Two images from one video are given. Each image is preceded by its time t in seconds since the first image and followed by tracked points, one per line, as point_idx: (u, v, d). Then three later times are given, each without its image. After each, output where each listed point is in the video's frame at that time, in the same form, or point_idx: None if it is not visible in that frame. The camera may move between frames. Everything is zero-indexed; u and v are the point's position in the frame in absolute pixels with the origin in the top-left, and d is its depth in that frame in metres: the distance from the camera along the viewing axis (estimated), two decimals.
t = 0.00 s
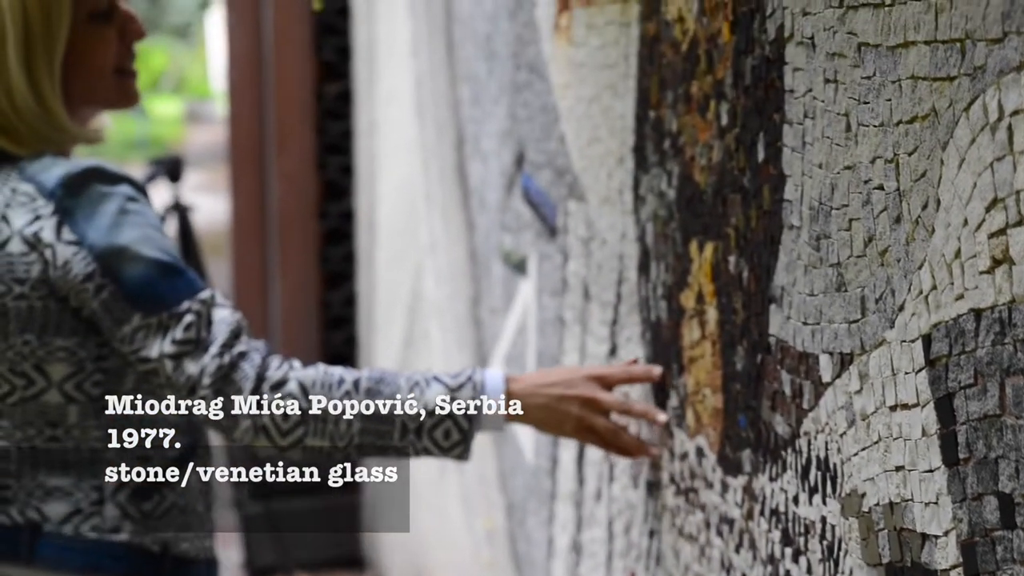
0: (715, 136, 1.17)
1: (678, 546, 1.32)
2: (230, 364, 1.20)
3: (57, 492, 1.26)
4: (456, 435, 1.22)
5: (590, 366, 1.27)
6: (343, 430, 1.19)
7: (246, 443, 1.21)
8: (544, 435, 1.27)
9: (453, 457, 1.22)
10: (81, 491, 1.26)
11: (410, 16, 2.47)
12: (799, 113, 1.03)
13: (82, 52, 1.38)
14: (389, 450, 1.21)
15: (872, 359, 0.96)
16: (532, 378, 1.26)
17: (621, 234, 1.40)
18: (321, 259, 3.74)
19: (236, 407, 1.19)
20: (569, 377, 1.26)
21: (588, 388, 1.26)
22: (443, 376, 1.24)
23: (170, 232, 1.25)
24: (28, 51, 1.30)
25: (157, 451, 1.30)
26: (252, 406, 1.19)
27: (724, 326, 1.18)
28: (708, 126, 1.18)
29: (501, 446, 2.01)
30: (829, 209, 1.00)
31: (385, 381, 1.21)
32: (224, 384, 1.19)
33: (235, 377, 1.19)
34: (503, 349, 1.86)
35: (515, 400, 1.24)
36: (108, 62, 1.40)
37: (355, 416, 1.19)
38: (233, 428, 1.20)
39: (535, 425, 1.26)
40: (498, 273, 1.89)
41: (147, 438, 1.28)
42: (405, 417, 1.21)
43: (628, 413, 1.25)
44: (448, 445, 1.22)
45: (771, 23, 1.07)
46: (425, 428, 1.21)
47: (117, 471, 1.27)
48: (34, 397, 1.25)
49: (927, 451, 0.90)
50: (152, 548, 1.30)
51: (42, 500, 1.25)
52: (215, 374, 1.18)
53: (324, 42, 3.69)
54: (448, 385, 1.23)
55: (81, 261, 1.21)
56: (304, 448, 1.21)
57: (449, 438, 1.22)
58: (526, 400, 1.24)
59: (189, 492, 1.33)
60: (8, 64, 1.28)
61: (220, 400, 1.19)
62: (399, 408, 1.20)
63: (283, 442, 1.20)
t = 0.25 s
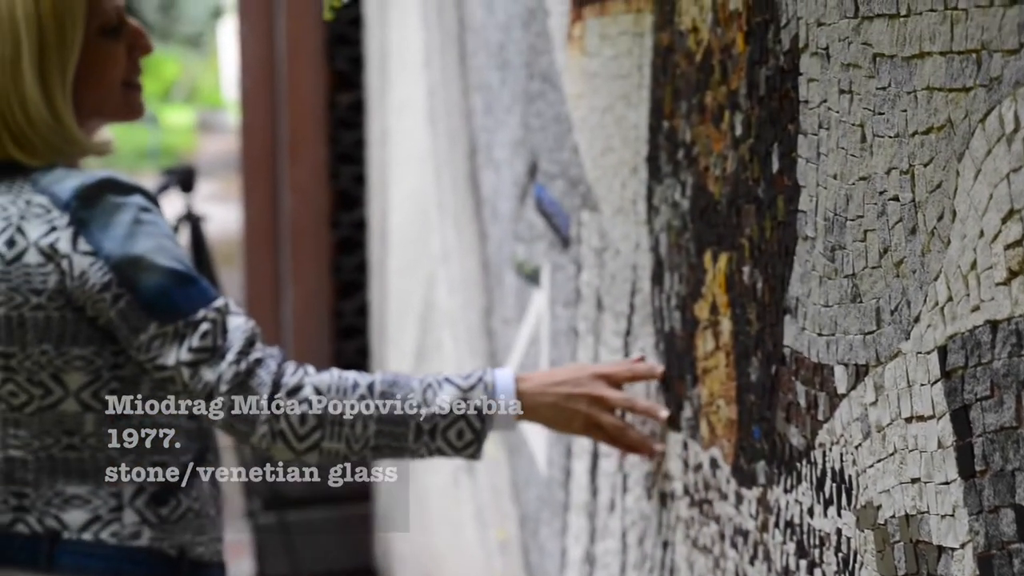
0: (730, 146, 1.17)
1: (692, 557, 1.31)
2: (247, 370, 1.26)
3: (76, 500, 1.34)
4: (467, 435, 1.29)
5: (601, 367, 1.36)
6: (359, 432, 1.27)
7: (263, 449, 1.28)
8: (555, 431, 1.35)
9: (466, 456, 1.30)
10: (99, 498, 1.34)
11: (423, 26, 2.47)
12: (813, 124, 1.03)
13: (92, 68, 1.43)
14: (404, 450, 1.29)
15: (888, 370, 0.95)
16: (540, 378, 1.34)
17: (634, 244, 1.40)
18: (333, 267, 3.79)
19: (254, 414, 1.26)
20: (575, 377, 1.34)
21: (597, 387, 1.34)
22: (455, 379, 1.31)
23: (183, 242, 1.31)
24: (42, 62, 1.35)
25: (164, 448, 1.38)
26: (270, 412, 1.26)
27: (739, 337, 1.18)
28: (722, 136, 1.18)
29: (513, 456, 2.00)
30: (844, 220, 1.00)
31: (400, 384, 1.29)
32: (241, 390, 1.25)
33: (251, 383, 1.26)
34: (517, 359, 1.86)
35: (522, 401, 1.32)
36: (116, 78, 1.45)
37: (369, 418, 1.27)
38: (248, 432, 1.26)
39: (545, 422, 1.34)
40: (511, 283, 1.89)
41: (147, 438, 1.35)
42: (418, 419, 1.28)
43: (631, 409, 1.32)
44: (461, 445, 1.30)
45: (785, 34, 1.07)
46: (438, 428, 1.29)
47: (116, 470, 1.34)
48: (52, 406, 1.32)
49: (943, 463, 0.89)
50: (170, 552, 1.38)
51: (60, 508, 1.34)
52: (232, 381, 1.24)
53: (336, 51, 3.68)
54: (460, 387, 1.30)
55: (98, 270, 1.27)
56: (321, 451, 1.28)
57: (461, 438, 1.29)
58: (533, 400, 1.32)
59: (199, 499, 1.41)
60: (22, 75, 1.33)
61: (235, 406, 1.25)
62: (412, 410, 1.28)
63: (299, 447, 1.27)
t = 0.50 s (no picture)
0: (742, 162, 1.17)
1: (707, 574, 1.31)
2: (260, 384, 1.28)
3: (91, 514, 1.38)
4: (478, 443, 1.31)
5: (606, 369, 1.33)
6: (372, 442, 1.29)
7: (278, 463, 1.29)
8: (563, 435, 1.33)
9: (476, 463, 1.32)
10: (114, 511, 1.39)
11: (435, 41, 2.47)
12: (826, 140, 1.03)
13: (104, 93, 1.45)
14: (416, 459, 1.31)
15: (902, 386, 0.95)
16: (547, 383, 1.33)
17: (647, 260, 1.40)
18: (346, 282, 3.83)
19: (269, 427, 1.28)
20: (582, 381, 1.32)
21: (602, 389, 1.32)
22: (463, 387, 1.33)
23: (195, 258, 1.34)
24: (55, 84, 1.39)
25: (178, 460, 1.41)
26: (284, 424, 1.28)
27: (752, 354, 1.18)
28: (735, 152, 1.18)
29: (528, 470, 2.00)
30: (857, 235, 1.00)
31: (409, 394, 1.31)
32: (255, 404, 1.28)
33: (265, 396, 1.28)
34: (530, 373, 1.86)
35: (530, 409, 1.32)
36: (126, 102, 1.48)
37: (382, 429, 1.29)
38: (264, 446, 1.29)
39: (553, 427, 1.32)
40: (524, 297, 1.89)
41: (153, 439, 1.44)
42: (430, 427, 1.30)
43: (636, 412, 1.30)
44: (471, 452, 1.32)
45: (797, 49, 1.07)
46: (449, 437, 1.31)
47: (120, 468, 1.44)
48: (67, 421, 1.36)
49: (958, 480, 0.89)
50: (184, 564, 1.42)
51: (76, 522, 1.38)
52: (247, 395, 1.27)
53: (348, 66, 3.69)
54: (469, 395, 1.32)
55: (112, 286, 1.31)
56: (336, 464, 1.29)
57: (471, 446, 1.31)
58: (540, 406, 1.32)
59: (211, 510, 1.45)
60: (34, 97, 1.37)
61: (251, 418, 1.28)
62: (424, 419, 1.30)
63: (314, 459, 1.29)
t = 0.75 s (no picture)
0: (755, 181, 1.17)
1: None
2: (271, 402, 1.30)
3: (102, 530, 1.39)
4: (484, 453, 1.32)
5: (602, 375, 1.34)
6: (380, 456, 1.30)
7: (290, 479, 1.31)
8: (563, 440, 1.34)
9: (484, 473, 1.33)
10: (125, 527, 1.39)
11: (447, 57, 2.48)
12: (839, 159, 1.04)
13: (114, 112, 1.46)
14: (425, 471, 1.32)
15: (916, 405, 0.95)
16: (550, 394, 1.33)
17: (660, 278, 1.40)
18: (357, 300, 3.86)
19: (279, 443, 1.29)
20: (584, 388, 1.33)
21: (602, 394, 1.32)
22: (469, 399, 1.33)
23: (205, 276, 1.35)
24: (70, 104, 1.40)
25: (188, 475, 1.42)
26: (294, 441, 1.29)
27: (766, 372, 1.18)
28: (747, 171, 1.19)
29: (540, 486, 2.00)
30: (871, 255, 1.00)
31: (416, 407, 1.31)
32: (265, 421, 1.29)
33: (275, 413, 1.29)
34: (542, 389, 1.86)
35: (534, 420, 1.32)
36: (137, 121, 1.48)
37: (389, 443, 1.30)
38: (274, 462, 1.30)
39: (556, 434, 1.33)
40: (536, 314, 1.89)
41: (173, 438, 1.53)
42: (437, 439, 1.31)
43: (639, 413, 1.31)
44: (478, 462, 1.32)
45: (810, 68, 1.07)
46: (457, 448, 1.31)
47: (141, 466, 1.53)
48: (79, 437, 1.36)
49: (971, 500, 0.89)
50: None
51: (87, 538, 1.38)
52: (258, 412, 1.29)
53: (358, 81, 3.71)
54: (475, 406, 1.32)
55: (123, 305, 1.31)
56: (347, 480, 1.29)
57: (478, 457, 1.32)
58: (544, 416, 1.32)
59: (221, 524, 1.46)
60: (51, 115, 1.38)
61: (261, 434, 1.29)
62: (431, 432, 1.31)
63: (324, 473, 1.30)
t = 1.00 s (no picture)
0: (767, 195, 1.17)
1: None
2: (279, 411, 1.31)
3: (111, 539, 1.39)
4: (489, 457, 1.34)
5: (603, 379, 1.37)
6: (388, 462, 1.32)
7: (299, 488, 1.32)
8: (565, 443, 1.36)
9: (489, 476, 1.34)
10: (134, 536, 1.40)
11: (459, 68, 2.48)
12: (851, 174, 1.04)
13: (118, 128, 1.47)
14: (431, 476, 1.33)
15: (928, 420, 0.95)
16: (550, 398, 1.36)
17: (671, 291, 1.40)
18: (368, 311, 3.88)
19: (288, 451, 1.30)
20: (584, 391, 1.36)
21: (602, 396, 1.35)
22: (471, 406, 1.35)
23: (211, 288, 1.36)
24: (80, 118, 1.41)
25: (195, 484, 1.42)
26: (303, 449, 1.30)
27: (777, 387, 1.18)
28: (759, 185, 1.19)
29: (550, 498, 2.00)
30: (882, 270, 1.00)
31: (421, 414, 1.33)
32: (274, 430, 1.30)
33: (284, 422, 1.30)
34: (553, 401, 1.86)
35: (537, 425, 1.34)
36: (142, 136, 1.49)
37: (396, 449, 1.32)
38: (283, 471, 1.31)
39: (557, 437, 1.36)
40: (547, 326, 1.89)
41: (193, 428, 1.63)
42: (443, 444, 1.32)
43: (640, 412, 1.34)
44: (482, 466, 1.34)
45: (822, 83, 1.07)
46: (462, 452, 1.33)
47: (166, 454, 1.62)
48: (87, 448, 1.37)
49: (983, 516, 0.89)
50: None
51: (97, 547, 1.39)
52: (267, 420, 1.29)
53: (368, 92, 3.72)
54: (478, 412, 1.34)
55: (133, 316, 1.31)
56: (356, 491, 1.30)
57: (483, 461, 1.33)
58: (546, 420, 1.35)
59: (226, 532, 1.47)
60: (61, 128, 1.39)
61: (270, 443, 1.30)
62: (437, 437, 1.32)
63: (333, 481, 1.31)
